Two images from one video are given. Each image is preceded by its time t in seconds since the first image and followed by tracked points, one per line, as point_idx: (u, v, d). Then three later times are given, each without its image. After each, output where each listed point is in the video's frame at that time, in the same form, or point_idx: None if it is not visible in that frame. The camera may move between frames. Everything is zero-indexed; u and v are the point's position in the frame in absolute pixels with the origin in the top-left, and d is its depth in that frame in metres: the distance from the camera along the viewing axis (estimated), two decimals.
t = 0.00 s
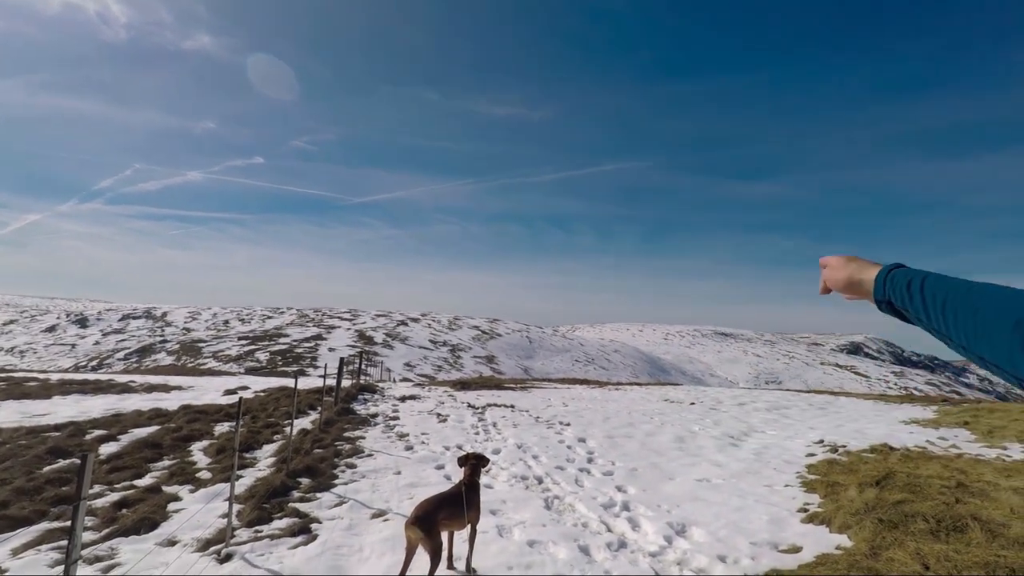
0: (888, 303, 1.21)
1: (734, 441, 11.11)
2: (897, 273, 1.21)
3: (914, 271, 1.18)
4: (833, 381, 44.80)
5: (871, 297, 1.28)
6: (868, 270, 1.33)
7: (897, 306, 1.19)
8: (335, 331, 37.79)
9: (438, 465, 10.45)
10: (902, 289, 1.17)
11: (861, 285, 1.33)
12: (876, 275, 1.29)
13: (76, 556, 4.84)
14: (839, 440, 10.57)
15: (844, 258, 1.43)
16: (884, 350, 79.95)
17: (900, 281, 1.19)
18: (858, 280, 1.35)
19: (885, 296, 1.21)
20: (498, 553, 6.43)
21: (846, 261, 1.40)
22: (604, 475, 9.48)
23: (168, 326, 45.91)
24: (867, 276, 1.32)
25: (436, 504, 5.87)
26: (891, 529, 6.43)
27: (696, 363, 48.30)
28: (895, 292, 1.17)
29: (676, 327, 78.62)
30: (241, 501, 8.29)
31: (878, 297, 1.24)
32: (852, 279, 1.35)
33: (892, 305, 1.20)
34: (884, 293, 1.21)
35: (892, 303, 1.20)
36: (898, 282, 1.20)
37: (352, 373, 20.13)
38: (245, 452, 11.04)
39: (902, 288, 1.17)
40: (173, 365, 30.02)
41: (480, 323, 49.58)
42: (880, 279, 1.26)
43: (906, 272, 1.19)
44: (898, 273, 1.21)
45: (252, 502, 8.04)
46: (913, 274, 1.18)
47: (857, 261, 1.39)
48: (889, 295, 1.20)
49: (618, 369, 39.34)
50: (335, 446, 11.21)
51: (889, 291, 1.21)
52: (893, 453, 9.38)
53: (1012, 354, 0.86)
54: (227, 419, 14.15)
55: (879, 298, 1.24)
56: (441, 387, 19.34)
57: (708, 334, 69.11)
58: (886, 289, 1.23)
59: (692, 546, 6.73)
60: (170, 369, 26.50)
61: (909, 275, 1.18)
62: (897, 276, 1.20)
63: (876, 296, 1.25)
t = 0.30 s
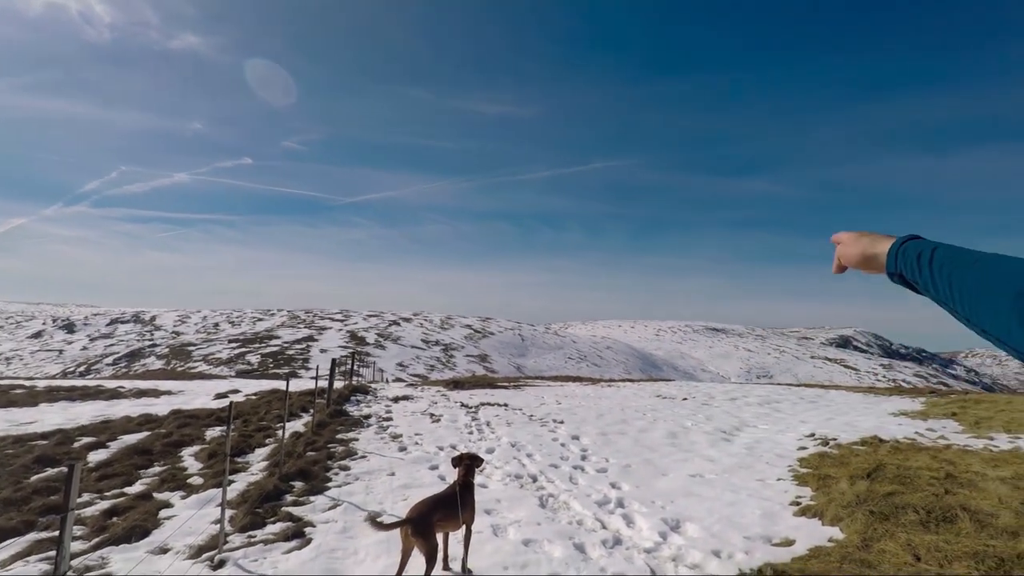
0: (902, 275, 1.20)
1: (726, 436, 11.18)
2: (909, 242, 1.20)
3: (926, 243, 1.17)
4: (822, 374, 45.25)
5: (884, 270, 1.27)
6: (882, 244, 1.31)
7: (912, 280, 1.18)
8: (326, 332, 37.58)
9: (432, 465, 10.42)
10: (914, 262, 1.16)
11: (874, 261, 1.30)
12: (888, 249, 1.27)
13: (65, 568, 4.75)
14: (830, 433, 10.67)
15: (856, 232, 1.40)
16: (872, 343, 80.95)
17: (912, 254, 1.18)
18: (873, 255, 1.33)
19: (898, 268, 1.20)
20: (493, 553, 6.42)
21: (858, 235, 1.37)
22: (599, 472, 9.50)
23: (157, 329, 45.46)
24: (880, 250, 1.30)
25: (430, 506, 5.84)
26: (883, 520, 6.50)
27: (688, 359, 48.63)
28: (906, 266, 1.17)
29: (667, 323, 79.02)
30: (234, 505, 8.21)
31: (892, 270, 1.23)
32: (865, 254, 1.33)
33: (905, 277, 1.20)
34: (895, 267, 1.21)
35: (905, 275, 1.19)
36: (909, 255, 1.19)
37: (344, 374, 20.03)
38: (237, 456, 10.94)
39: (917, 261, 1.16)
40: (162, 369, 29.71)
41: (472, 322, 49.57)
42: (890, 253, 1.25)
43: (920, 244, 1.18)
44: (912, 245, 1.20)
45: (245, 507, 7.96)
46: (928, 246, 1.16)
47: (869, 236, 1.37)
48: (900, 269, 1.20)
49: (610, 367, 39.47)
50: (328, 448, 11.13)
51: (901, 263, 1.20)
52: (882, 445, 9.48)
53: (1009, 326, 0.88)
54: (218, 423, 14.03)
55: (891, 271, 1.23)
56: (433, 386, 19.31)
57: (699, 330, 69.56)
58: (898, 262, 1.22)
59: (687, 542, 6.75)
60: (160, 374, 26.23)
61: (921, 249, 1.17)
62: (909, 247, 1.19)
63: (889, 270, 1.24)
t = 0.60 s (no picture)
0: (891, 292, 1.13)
1: (717, 433, 11.22)
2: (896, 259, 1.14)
3: (913, 259, 1.11)
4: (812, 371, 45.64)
5: (872, 287, 1.20)
6: (868, 260, 1.24)
7: (898, 296, 1.12)
8: (318, 331, 37.35)
9: (423, 465, 10.36)
10: (901, 278, 1.10)
11: (862, 277, 1.23)
12: (875, 266, 1.20)
13: (52, 570, 4.66)
14: (819, 430, 10.73)
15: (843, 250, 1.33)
16: (861, 340, 81.80)
17: (901, 271, 1.12)
18: (859, 272, 1.25)
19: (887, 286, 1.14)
20: (486, 551, 6.39)
21: (845, 252, 1.30)
22: (590, 470, 9.50)
23: (145, 329, 44.95)
24: (867, 267, 1.22)
25: (422, 505, 5.80)
26: (872, 515, 6.55)
27: (679, 356, 48.87)
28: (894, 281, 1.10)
29: (659, 321, 79.33)
30: (224, 506, 8.11)
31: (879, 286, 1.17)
32: (853, 271, 1.25)
33: (890, 293, 1.14)
34: (881, 282, 1.15)
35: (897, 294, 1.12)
36: (896, 271, 1.13)
37: (335, 373, 19.89)
38: (227, 456, 10.83)
39: (905, 278, 1.10)
40: (151, 369, 29.39)
41: (464, 320, 49.49)
42: (876, 270, 1.18)
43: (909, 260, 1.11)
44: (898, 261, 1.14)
45: (234, 507, 7.87)
46: (915, 261, 1.10)
47: (856, 251, 1.30)
48: (887, 284, 1.13)
49: (602, 365, 39.58)
50: (319, 448, 11.03)
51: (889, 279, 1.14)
52: (871, 441, 9.56)
53: None
54: (208, 423, 13.89)
55: (878, 288, 1.17)
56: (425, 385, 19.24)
57: (690, 328, 69.93)
58: (884, 278, 1.16)
59: (678, 539, 6.76)
60: (148, 373, 25.93)
61: (908, 264, 1.11)
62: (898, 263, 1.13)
63: (875, 285, 1.18)
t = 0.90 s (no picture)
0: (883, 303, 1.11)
1: (710, 434, 11.24)
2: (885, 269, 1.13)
3: (903, 268, 1.09)
4: (804, 372, 45.89)
5: (864, 298, 1.18)
6: (859, 271, 1.21)
7: (890, 307, 1.09)
8: (311, 330, 37.17)
9: (416, 464, 10.32)
10: (891, 289, 1.07)
11: (853, 289, 1.21)
12: (865, 277, 1.18)
13: (39, 568, 4.58)
14: (811, 430, 10.78)
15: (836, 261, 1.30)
16: (852, 341, 82.41)
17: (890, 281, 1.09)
18: (852, 282, 1.23)
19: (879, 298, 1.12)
20: (478, 550, 6.36)
21: (836, 263, 1.28)
22: (583, 470, 9.49)
23: (137, 326, 44.52)
24: (859, 277, 1.20)
25: (415, 504, 5.75)
26: (863, 515, 6.58)
27: (672, 357, 48.99)
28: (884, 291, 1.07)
29: (652, 322, 79.54)
30: (214, 504, 8.03)
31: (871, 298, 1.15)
32: (844, 282, 1.23)
33: (882, 304, 1.12)
34: (872, 294, 1.13)
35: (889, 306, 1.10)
36: (886, 282, 1.10)
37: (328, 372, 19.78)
38: (218, 454, 10.74)
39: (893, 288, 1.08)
40: (142, 367, 29.11)
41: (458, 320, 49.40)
42: (867, 281, 1.16)
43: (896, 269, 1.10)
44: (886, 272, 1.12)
45: (225, 505, 7.80)
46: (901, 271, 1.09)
47: (848, 262, 1.28)
48: (877, 296, 1.11)
49: (596, 365, 39.62)
50: (311, 447, 10.96)
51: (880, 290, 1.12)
52: (862, 442, 9.61)
53: None
54: (199, 421, 13.77)
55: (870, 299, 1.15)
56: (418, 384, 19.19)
57: (684, 329, 70.17)
58: (875, 289, 1.13)
59: (670, 538, 6.77)
60: (139, 371, 25.69)
61: (898, 275, 1.08)
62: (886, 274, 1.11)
63: (866, 296, 1.15)
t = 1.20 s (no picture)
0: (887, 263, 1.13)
1: (705, 433, 11.25)
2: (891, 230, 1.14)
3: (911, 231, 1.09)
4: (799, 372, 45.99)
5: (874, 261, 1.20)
6: (868, 232, 1.23)
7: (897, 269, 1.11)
8: (307, 330, 37.05)
9: (411, 463, 10.30)
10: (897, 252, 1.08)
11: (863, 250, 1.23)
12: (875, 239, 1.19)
13: (33, 569, 4.54)
14: (806, 430, 10.80)
15: (852, 216, 1.32)
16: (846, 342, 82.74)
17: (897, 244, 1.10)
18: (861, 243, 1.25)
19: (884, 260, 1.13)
20: (474, 550, 6.34)
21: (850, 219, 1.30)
22: (579, 469, 9.48)
23: (131, 326, 44.24)
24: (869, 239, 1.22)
25: (410, 504, 5.72)
26: (857, 515, 6.59)
27: (668, 357, 49.04)
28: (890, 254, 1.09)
29: (648, 322, 79.65)
30: (209, 504, 7.99)
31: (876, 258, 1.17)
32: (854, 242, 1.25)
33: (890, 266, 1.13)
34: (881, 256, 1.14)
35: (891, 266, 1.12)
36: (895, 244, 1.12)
37: (324, 373, 19.72)
38: (213, 454, 10.68)
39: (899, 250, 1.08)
40: (136, 367, 28.95)
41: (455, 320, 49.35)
42: (877, 244, 1.17)
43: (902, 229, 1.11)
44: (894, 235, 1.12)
45: (220, 505, 7.76)
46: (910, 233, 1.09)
47: (862, 218, 1.29)
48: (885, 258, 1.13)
49: (591, 365, 39.62)
50: (306, 447, 10.92)
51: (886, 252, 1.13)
52: (857, 441, 9.63)
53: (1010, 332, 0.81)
54: (194, 422, 13.70)
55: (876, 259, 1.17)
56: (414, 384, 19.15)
57: (680, 329, 70.30)
58: (884, 252, 1.15)
59: (665, 538, 6.76)
60: (134, 371, 25.55)
61: (905, 238, 1.09)
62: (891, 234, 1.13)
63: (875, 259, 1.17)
